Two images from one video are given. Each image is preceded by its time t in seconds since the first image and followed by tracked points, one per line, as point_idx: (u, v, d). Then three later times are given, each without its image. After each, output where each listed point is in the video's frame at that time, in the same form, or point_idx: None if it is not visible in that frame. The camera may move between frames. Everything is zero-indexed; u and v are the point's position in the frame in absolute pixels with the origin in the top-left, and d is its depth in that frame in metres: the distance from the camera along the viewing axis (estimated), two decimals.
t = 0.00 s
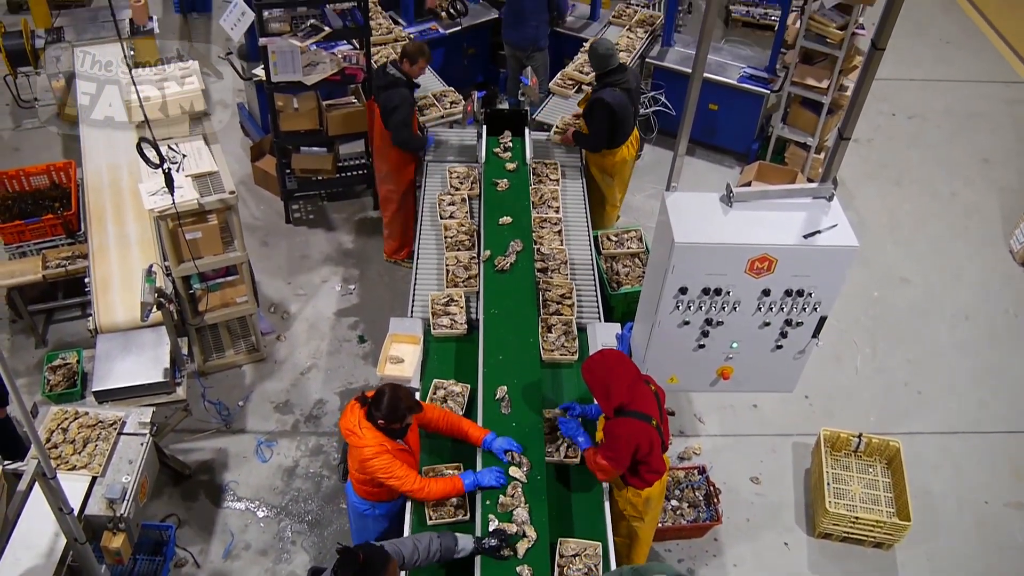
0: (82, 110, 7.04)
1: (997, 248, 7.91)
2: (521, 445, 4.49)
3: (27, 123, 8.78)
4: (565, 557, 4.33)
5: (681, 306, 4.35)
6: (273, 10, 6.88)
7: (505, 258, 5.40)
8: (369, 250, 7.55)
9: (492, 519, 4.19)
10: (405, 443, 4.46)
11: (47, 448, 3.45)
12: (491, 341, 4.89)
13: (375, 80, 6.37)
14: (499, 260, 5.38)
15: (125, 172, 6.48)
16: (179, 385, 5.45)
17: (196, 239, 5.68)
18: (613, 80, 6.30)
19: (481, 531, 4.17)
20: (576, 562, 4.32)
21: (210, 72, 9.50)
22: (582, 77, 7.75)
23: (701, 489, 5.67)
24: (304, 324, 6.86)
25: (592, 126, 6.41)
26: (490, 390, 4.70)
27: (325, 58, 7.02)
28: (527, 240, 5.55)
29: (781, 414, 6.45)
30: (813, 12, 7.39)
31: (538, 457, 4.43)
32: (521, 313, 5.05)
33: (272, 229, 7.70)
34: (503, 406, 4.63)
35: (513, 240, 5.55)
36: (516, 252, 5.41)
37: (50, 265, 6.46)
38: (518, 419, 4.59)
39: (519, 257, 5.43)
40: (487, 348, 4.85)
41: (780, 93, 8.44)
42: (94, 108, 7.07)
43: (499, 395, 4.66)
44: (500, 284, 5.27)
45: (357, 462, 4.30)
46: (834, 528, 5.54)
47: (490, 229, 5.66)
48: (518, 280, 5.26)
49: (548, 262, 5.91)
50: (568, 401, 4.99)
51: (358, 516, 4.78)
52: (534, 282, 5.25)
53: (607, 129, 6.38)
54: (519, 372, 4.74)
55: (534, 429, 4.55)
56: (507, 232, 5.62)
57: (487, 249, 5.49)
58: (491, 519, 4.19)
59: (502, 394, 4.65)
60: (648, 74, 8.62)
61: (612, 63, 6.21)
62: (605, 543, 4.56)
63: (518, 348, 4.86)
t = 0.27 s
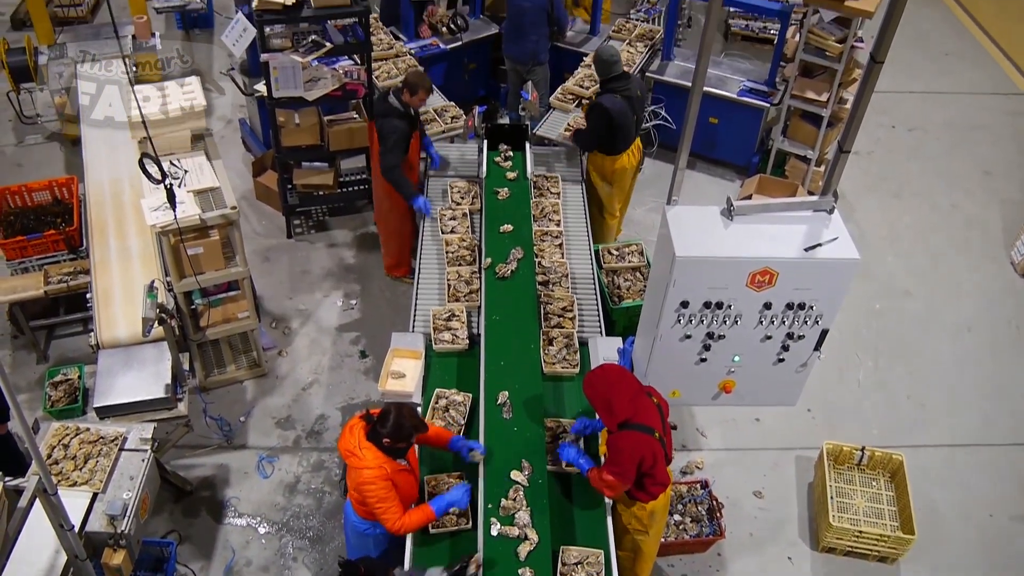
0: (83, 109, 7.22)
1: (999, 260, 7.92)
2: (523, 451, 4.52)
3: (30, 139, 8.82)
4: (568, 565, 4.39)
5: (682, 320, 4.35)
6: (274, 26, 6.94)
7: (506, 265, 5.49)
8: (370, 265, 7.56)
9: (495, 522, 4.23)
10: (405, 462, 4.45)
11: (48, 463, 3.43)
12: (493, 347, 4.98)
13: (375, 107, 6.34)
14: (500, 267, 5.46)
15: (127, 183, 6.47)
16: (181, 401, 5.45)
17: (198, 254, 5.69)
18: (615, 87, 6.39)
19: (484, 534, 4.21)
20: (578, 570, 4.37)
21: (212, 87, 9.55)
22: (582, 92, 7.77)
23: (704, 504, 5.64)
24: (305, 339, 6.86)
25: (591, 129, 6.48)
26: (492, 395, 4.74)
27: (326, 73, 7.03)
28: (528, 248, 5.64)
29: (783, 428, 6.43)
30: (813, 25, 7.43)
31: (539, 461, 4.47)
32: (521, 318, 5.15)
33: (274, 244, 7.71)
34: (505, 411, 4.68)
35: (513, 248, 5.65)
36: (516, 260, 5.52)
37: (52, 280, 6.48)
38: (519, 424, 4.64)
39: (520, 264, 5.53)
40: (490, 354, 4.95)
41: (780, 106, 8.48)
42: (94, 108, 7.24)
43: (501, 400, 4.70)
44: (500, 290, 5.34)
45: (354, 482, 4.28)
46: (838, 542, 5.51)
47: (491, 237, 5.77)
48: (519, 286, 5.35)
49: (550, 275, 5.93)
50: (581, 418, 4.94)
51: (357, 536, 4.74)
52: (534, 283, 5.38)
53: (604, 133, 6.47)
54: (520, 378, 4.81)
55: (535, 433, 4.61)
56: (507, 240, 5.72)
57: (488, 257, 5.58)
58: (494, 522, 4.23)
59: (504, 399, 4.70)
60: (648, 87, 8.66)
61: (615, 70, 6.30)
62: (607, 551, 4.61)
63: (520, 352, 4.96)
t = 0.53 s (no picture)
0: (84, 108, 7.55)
1: (1001, 281, 7.92)
2: (526, 465, 4.55)
3: (35, 163, 8.89)
4: None
5: (685, 341, 4.35)
6: (278, 51, 6.99)
7: (508, 279, 5.52)
8: (373, 287, 7.57)
9: (498, 533, 4.25)
10: (405, 485, 4.44)
11: (49, 486, 3.43)
12: (496, 360, 5.02)
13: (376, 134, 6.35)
14: (503, 282, 5.49)
15: (130, 204, 6.49)
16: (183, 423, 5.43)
17: (201, 277, 5.71)
18: (619, 100, 6.42)
19: (486, 545, 4.22)
20: None
21: (215, 111, 9.63)
22: (584, 114, 7.81)
23: (708, 526, 5.61)
24: (308, 362, 6.86)
25: (592, 138, 6.52)
26: (495, 408, 4.77)
27: (330, 96, 7.08)
28: (529, 263, 5.70)
29: (787, 449, 6.41)
30: (812, 48, 7.49)
31: (542, 473, 4.51)
32: (523, 331, 5.19)
33: (276, 266, 7.74)
34: (507, 424, 4.71)
35: (516, 263, 5.70)
36: (519, 275, 5.55)
37: (55, 303, 6.49)
38: (522, 436, 4.68)
39: (522, 278, 5.57)
40: (492, 367, 4.98)
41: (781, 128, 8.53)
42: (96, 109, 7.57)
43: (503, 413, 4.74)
44: (503, 304, 5.39)
45: (355, 507, 4.28)
46: (843, 565, 5.47)
47: (494, 252, 5.83)
48: (522, 300, 5.40)
49: (552, 296, 5.96)
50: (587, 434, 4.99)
51: (358, 561, 4.71)
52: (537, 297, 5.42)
53: (606, 145, 6.47)
54: (523, 392, 4.86)
55: (537, 445, 4.65)
56: (509, 255, 5.76)
57: (491, 271, 5.63)
58: (497, 532, 4.25)
59: (507, 411, 4.74)
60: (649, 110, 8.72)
61: (620, 85, 6.33)
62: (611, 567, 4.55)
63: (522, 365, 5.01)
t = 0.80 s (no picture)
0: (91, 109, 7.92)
1: (1004, 295, 7.92)
2: (529, 471, 4.57)
3: (39, 181, 8.94)
4: None
5: (688, 356, 4.35)
6: (281, 69, 7.13)
7: (511, 288, 5.59)
8: (376, 303, 7.58)
9: (501, 536, 4.30)
10: (409, 501, 4.44)
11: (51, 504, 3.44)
12: (499, 368, 5.04)
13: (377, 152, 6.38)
14: (505, 290, 5.56)
15: (133, 219, 6.51)
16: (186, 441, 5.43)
17: (204, 293, 5.72)
18: (625, 114, 6.45)
19: (490, 548, 4.28)
20: None
21: (219, 129, 9.69)
22: (587, 130, 7.84)
23: (713, 542, 5.59)
24: (311, 378, 6.87)
25: (596, 152, 6.55)
26: (498, 415, 4.79)
27: (334, 113, 7.14)
28: (531, 271, 5.77)
29: (791, 465, 6.39)
30: (813, 64, 7.53)
31: (546, 477, 4.54)
32: (525, 339, 5.23)
33: (279, 283, 7.76)
34: (511, 429, 4.74)
35: (519, 272, 5.77)
36: (521, 284, 5.62)
37: (59, 320, 6.51)
38: (525, 440, 4.70)
39: (524, 287, 5.64)
40: (494, 375, 5.01)
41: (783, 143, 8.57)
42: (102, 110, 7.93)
43: (507, 420, 4.76)
44: (505, 313, 5.42)
45: (359, 525, 4.26)
46: None
47: (497, 262, 5.90)
48: (525, 309, 5.45)
49: (555, 311, 5.97)
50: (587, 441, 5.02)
51: None
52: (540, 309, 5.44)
53: (610, 159, 6.51)
54: (526, 399, 4.87)
55: (539, 451, 4.67)
56: (512, 263, 5.87)
57: (494, 280, 5.70)
58: (500, 536, 4.30)
59: (510, 417, 4.77)
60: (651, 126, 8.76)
61: (624, 98, 6.34)
62: None
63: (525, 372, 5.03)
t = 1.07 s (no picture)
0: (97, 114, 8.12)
1: (1007, 305, 7.92)
2: (531, 470, 4.58)
3: (42, 191, 8.97)
4: None
5: (690, 366, 4.35)
6: (283, 79, 7.09)
7: (512, 292, 5.59)
8: (378, 314, 7.59)
9: (503, 535, 4.33)
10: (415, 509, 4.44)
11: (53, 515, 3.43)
12: (501, 370, 5.07)
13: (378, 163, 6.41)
14: (507, 294, 5.57)
15: (136, 229, 6.51)
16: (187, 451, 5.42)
17: (206, 304, 5.73)
18: (630, 126, 6.41)
19: (491, 546, 4.31)
20: None
21: (222, 140, 9.73)
22: (588, 140, 7.87)
23: (715, 552, 5.57)
24: (313, 389, 6.86)
25: (603, 165, 6.56)
26: (500, 416, 4.81)
27: (335, 125, 7.15)
28: (533, 275, 5.79)
29: (794, 475, 6.37)
30: (814, 74, 7.56)
31: (548, 477, 4.56)
32: (527, 342, 5.24)
33: (281, 293, 7.77)
34: (512, 430, 4.74)
35: (521, 276, 5.79)
36: (522, 287, 5.63)
37: (61, 331, 6.52)
38: (527, 441, 4.72)
39: (525, 292, 5.64)
40: (496, 376, 5.02)
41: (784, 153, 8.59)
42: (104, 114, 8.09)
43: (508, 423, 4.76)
44: (507, 316, 5.43)
45: (364, 534, 4.25)
46: None
47: (498, 266, 5.93)
48: (527, 311, 5.45)
49: (557, 321, 5.98)
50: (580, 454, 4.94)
51: None
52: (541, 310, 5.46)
53: (616, 172, 6.52)
54: (528, 401, 4.88)
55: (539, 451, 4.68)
56: (514, 267, 5.90)
57: (495, 284, 5.73)
58: (502, 535, 4.33)
59: (512, 418, 4.78)
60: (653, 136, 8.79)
61: (629, 111, 6.28)
62: None
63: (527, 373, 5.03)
